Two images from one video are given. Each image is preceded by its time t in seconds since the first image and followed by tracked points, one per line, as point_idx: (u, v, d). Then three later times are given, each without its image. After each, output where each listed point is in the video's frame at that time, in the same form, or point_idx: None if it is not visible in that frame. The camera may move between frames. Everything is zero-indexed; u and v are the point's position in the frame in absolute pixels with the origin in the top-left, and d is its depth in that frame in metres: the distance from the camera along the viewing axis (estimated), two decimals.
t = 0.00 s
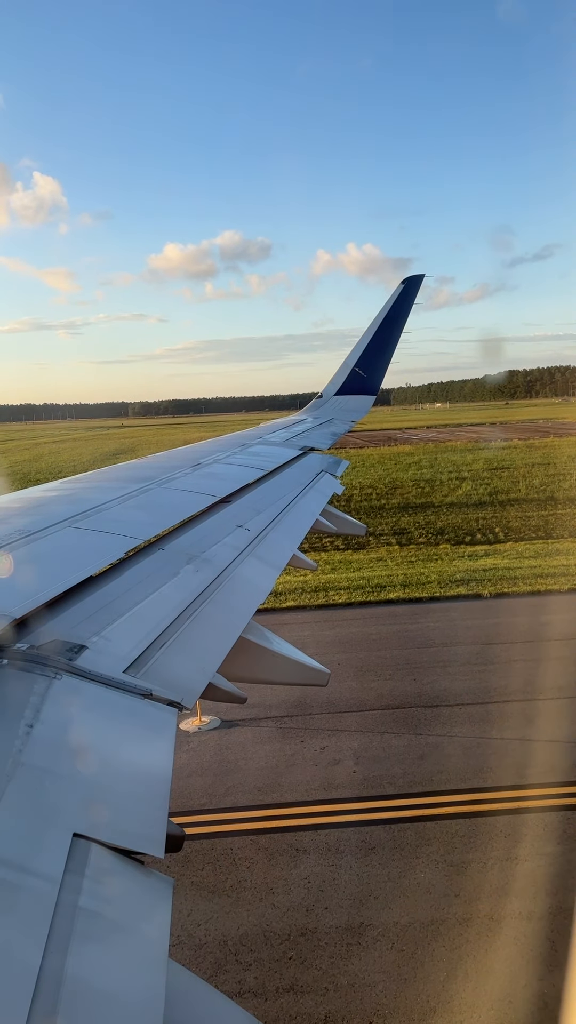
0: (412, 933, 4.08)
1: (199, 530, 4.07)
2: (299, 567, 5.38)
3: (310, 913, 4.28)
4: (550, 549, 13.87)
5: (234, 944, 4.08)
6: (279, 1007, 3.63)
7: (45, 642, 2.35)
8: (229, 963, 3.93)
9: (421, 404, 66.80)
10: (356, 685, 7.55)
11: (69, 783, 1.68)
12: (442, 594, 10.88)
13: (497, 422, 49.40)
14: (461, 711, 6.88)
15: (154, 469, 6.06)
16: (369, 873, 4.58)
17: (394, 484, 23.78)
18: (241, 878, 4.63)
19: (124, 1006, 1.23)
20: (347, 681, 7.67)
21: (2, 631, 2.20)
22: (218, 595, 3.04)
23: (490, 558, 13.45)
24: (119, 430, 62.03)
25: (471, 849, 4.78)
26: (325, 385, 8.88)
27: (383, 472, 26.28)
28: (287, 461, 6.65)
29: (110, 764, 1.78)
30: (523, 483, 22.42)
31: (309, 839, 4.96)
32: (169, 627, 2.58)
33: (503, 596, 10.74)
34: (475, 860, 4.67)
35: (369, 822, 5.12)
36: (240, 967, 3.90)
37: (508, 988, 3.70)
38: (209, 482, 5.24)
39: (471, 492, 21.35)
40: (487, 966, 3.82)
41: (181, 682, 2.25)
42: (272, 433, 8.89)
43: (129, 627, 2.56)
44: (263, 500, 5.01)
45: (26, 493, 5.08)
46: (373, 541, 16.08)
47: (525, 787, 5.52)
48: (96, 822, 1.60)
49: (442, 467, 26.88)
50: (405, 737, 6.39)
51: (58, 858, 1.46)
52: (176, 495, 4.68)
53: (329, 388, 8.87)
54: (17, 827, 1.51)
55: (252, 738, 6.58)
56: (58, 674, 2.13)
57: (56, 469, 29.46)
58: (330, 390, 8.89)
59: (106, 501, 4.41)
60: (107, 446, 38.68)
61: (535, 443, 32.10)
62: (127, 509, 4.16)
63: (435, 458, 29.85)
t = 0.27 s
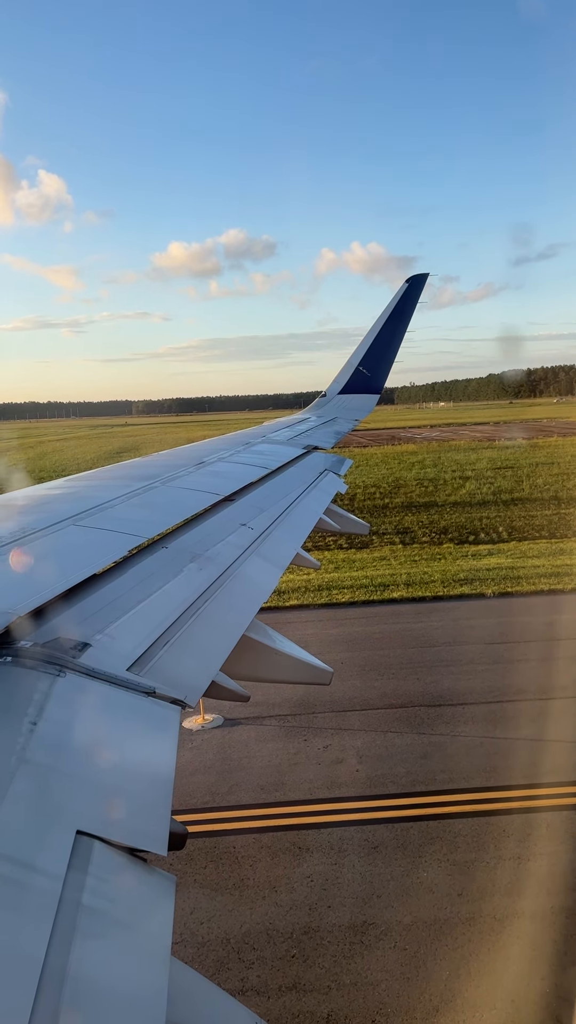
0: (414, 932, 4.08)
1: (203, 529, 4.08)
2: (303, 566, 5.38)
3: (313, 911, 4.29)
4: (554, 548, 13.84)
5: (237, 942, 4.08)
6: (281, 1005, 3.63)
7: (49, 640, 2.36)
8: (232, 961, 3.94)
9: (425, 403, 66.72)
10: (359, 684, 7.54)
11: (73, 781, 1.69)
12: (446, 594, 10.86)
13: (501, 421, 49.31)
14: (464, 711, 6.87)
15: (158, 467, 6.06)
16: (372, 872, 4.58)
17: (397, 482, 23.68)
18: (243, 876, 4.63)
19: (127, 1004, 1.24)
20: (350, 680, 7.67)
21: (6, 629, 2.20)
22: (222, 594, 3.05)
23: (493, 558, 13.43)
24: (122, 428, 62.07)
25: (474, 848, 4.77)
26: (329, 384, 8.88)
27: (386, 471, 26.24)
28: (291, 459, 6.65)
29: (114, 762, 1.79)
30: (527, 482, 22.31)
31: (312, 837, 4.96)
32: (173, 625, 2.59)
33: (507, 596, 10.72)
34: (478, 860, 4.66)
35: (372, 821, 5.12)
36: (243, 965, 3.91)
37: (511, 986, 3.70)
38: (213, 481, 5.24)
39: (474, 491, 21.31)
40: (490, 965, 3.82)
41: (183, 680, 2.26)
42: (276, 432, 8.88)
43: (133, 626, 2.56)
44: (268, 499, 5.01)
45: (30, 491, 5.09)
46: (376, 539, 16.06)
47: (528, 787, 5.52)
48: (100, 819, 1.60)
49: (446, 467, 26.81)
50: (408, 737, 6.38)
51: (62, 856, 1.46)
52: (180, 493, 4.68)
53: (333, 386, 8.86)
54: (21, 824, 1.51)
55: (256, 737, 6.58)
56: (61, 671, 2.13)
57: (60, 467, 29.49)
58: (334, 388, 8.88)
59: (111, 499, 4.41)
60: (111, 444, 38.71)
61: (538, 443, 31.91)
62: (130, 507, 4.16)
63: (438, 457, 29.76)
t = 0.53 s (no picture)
0: (419, 931, 4.08)
1: (208, 527, 4.08)
2: (308, 564, 5.37)
3: (317, 909, 4.29)
4: (560, 548, 13.80)
5: (242, 940, 4.08)
6: (286, 1003, 3.64)
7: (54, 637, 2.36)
8: (236, 958, 3.94)
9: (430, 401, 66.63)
10: (364, 683, 7.54)
11: (77, 778, 1.69)
12: (451, 593, 10.84)
13: (506, 420, 49.21)
14: (469, 710, 6.86)
15: (163, 465, 6.06)
16: (376, 870, 4.58)
17: (402, 482, 23.51)
18: (248, 873, 4.64)
19: (132, 1003, 1.24)
20: (355, 679, 7.67)
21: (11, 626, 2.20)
22: (226, 592, 3.05)
23: (498, 557, 13.34)
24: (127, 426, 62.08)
25: (479, 847, 4.77)
26: (334, 382, 8.87)
27: (391, 470, 26.14)
28: (296, 458, 6.65)
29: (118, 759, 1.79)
30: (532, 483, 22.06)
31: (317, 836, 4.96)
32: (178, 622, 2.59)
33: (512, 595, 10.70)
34: (483, 859, 4.66)
35: (376, 819, 5.12)
36: (247, 963, 3.91)
37: (515, 985, 3.70)
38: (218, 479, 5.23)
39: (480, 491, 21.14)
40: (494, 964, 3.82)
41: (188, 678, 2.26)
42: (281, 430, 8.88)
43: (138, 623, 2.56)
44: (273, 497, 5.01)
45: (36, 489, 5.10)
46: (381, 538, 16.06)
47: (534, 786, 5.51)
48: (105, 816, 1.61)
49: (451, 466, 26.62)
50: (413, 735, 6.38)
51: (67, 852, 1.47)
52: (185, 491, 4.68)
53: (339, 385, 8.86)
54: (27, 820, 1.52)
55: (260, 735, 6.58)
56: (67, 668, 2.13)
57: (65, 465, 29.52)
58: (339, 387, 8.87)
59: (115, 497, 4.41)
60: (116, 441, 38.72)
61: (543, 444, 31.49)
62: (135, 505, 4.16)
63: (443, 456, 29.68)
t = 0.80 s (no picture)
0: (423, 929, 4.08)
1: (212, 525, 4.08)
2: (312, 562, 5.38)
3: (321, 907, 4.30)
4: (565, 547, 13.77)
5: (246, 938, 4.09)
6: (290, 1000, 3.65)
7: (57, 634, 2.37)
8: (240, 956, 3.95)
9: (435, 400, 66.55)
10: (368, 682, 7.54)
11: (81, 774, 1.70)
12: (455, 592, 10.82)
13: (511, 419, 49.13)
14: (474, 709, 6.86)
15: (167, 463, 6.07)
16: (380, 868, 4.59)
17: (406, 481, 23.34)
18: (251, 871, 4.65)
19: (137, 1001, 1.24)
20: (359, 678, 7.67)
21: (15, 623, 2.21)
22: (230, 590, 3.05)
23: (503, 557, 13.29)
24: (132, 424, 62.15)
25: (483, 846, 4.77)
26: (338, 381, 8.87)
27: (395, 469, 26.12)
28: (300, 457, 6.65)
29: (122, 756, 1.80)
30: (536, 483, 21.80)
31: (321, 834, 4.97)
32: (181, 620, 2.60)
33: (517, 594, 10.68)
34: (487, 858, 4.66)
35: (380, 817, 5.13)
36: (251, 960, 3.92)
37: (519, 984, 3.70)
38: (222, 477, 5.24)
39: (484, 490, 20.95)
40: (499, 963, 3.82)
41: (193, 676, 2.27)
42: (285, 428, 8.87)
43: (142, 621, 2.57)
44: (277, 495, 5.02)
45: (40, 487, 5.11)
46: (385, 537, 16.05)
47: (538, 786, 5.51)
48: (110, 812, 1.61)
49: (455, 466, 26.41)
50: (417, 734, 6.38)
51: (71, 848, 1.48)
52: (189, 489, 4.69)
53: (342, 383, 8.85)
54: (31, 817, 1.52)
55: (264, 733, 6.60)
56: (71, 666, 2.14)
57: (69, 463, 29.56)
58: (343, 385, 8.87)
59: (118, 495, 4.43)
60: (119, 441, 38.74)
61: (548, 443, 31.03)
62: (139, 502, 4.17)
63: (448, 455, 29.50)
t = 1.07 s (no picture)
0: (426, 928, 4.08)
1: (216, 523, 4.09)
2: (316, 561, 5.38)
3: (325, 906, 4.30)
4: (569, 546, 13.75)
5: (249, 936, 4.09)
6: (293, 999, 3.65)
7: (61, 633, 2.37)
8: (243, 954, 3.95)
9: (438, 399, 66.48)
10: (371, 680, 7.55)
11: (84, 773, 1.70)
12: (459, 591, 10.82)
13: (514, 418, 49.06)
14: (477, 708, 6.86)
15: (171, 462, 6.07)
16: (383, 867, 4.59)
17: (410, 481, 23.23)
18: (255, 869, 4.65)
19: (141, 1000, 1.24)
20: (362, 677, 7.67)
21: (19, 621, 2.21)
22: (234, 588, 3.06)
23: (506, 556, 13.26)
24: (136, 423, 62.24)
25: (486, 845, 4.77)
26: (341, 379, 8.87)
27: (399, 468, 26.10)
28: (304, 455, 6.66)
29: (126, 755, 1.80)
30: (540, 485, 21.48)
31: (324, 833, 4.97)
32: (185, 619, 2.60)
33: (520, 593, 10.67)
34: (491, 857, 4.66)
35: (383, 816, 5.13)
36: (254, 959, 3.92)
37: (523, 983, 3.70)
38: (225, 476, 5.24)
39: (488, 490, 20.85)
40: (502, 962, 3.82)
41: (196, 674, 2.27)
42: (289, 427, 8.87)
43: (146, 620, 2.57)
44: (281, 495, 5.02)
45: (44, 485, 5.12)
46: (388, 536, 16.04)
47: (542, 785, 5.51)
48: (113, 811, 1.61)
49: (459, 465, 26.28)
50: (420, 733, 6.38)
51: (74, 847, 1.48)
52: (193, 488, 4.69)
53: (346, 382, 8.85)
54: (35, 815, 1.52)
55: (267, 732, 6.60)
56: (75, 664, 2.14)
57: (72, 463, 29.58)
58: (346, 384, 8.87)
59: (122, 494, 4.43)
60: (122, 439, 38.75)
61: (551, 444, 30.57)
62: (142, 501, 4.17)
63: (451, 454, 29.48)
